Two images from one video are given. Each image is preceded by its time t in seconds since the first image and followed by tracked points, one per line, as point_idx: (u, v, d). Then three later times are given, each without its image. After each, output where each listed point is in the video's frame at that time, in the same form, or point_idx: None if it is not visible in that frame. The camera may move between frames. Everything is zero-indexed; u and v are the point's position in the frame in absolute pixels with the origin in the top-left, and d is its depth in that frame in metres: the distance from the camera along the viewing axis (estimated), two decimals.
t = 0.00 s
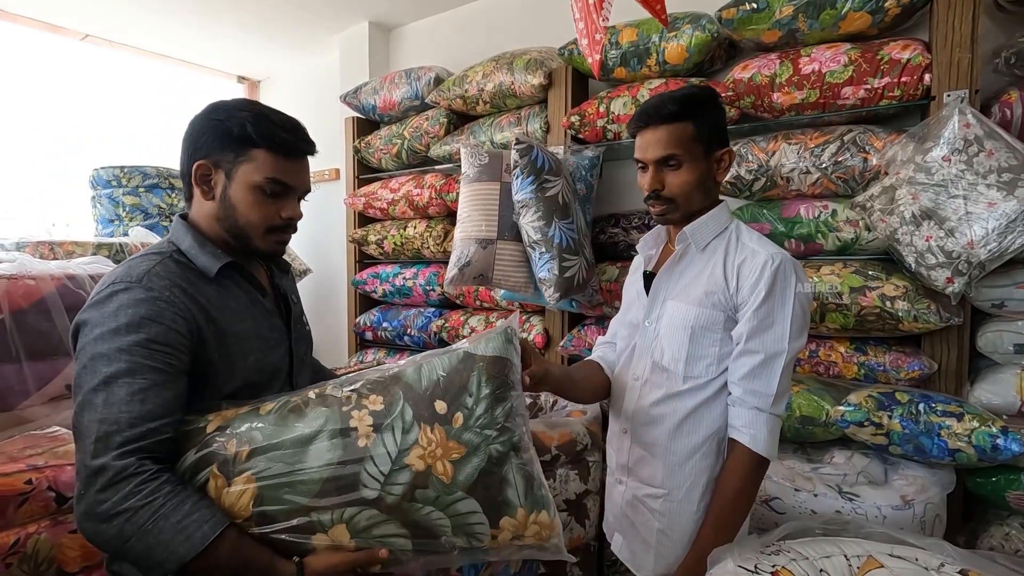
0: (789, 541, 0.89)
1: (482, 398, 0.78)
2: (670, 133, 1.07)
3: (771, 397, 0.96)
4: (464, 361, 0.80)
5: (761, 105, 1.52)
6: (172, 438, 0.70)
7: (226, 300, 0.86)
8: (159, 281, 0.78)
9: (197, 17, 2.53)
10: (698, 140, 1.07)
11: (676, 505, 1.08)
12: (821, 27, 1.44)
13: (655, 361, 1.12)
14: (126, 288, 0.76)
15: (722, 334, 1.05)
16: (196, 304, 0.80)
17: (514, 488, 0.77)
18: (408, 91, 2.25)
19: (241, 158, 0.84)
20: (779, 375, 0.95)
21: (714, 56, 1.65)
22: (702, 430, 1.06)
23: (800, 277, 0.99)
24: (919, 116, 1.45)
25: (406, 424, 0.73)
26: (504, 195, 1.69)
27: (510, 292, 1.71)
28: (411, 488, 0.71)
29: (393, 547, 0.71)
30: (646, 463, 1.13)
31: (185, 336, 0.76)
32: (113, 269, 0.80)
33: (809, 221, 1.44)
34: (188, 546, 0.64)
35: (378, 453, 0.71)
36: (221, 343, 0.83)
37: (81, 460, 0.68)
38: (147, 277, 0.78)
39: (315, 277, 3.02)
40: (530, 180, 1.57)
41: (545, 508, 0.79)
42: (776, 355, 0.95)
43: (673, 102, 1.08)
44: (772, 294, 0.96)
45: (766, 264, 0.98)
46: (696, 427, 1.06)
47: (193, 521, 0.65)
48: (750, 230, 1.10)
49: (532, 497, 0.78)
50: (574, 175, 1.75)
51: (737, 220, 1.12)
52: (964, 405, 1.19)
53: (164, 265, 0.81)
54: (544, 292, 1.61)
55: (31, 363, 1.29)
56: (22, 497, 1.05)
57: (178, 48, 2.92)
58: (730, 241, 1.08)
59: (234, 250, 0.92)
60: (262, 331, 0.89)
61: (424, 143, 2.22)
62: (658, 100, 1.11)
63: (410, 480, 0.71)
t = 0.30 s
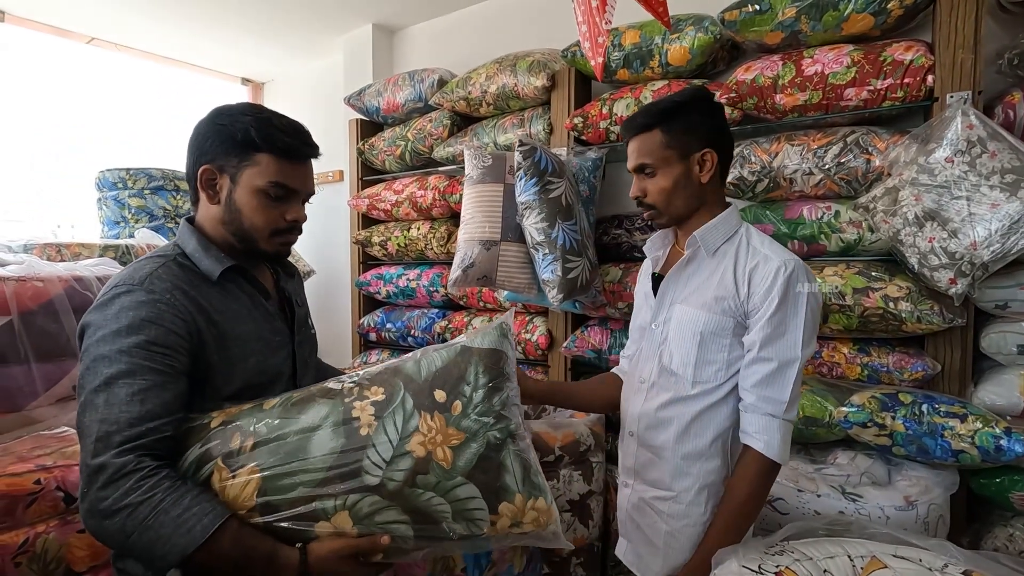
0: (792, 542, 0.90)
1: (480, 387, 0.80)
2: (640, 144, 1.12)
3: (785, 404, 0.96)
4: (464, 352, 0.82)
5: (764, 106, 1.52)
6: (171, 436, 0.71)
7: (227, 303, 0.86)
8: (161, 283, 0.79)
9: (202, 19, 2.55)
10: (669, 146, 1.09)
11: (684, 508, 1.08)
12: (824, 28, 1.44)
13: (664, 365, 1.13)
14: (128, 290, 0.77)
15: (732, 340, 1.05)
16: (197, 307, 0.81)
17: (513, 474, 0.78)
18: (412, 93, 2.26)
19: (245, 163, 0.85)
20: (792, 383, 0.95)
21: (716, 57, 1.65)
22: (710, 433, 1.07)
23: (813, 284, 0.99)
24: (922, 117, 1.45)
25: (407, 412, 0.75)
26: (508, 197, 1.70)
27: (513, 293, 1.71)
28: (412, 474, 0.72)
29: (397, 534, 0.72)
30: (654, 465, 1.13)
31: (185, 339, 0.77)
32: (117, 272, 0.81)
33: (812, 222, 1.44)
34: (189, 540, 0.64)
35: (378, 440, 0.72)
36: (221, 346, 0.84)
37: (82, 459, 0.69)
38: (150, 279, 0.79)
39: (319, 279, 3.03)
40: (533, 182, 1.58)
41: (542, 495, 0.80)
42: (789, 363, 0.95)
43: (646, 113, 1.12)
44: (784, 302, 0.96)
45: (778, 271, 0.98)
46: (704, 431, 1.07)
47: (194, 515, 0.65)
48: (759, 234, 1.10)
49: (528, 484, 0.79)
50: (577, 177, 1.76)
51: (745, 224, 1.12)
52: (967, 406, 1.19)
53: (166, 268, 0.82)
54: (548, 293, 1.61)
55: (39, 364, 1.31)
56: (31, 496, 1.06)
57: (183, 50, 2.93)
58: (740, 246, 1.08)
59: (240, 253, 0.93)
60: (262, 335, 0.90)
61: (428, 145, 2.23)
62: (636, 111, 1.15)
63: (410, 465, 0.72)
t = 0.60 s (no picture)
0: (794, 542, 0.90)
1: (480, 370, 0.81)
2: (631, 150, 1.14)
3: (776, 405, 0.94)
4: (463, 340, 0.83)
5: (766, 107, 1.52)
6: (172, 428, 0.71)
7: (227, 298, 0.87)
8: (161, 279, 0.80)
9: (205, 21, 2.55)
10: (656, 150, 1.11)
11: (677, 507, 1.08)
12: (826, 29, 1.44)
13: (658, 364, 1.14)
14: (129, 285, 0.78)
15: (723, 340, 1.05)
16: (196, 302, 0.82)
17: (514, 453, 0.79)
18: (414, 94, 2.26)
19: (263, 162, 0.86)
20: (782, 384, 0.94)
21: (718, 58, 1.65)
22: (700, 435, 1.07)
23: (803, 283, 0.97)
24: (925, 117, 1.45)
25: (410, 394, 0.75)
26: (510, 198, 1.70)
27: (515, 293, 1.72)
28: (417, 453, 0.72)
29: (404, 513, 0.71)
30: (648, 464, 1.14)
31: (185, 334, 0.77)
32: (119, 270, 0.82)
33: (814, 222, 1.44)
34: (196, 523, 0.64)
35: (383, 420, 0.73)
36: (221, 342, 0.84)
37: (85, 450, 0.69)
38: (150, 275, 0.80)
39: (322, 280, 3.04)
40: (536, 183, 1.58)
41: (542, 474, 0.81)
42: (778, 364, 0.94)
43: (637, 119, 1.14)
44: (770, 301, 0.95)
45: (764, 270, 0.97)
46: (697, 431, 1.07)
47: (200, 499, 0.65)
48: (754, 233, 1.09)
49: (528, 463, 0.80)
50: (579, 177, 1.76)
51: (742, 222, 1.11)
52: (970, 407, 1.19)
53: (166, 264, 0.83)
54: (550, 293, 1.61)
55: (44, 364, 1.31)
56: (36, 496, 1.06)
57: (185, 52, 2.94)
58: (732, 245, 1.08)
59: (245, 251, 0.93)
60: (261, 333, 0.90)
61: (430, 146, 2.24)
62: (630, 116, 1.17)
63: (416, 444, 0.72)
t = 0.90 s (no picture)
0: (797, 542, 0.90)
1: (478, 359, 0.82)
2: (631, 153, 1.15)
3: (761, 405, 0.93)
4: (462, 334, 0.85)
5: (768, 108, 1.52)
6: (172, 419, 0.71)
7: (220, 295, 0.87)
8: (156, 275, 0.80)
9: (207, 22, 2.56)
10: (652, 153, 1.12)
11: (673, 505, 1.09)
12: (828, 29, 1.44)
13: (655, 363, 1.14)
14: (122, 281, 0.79)
15: (715, 340, 1.05)
16: (188, 298, 0.82)
17: (513, 437, 0.80)
18: (416, 95, 2.27)
19: (259, 160, 0.87)
20: (769, 383, 0.93)
21: (720, 59, 1.66)
22: (695, 434, 1.07)
23: (794, 284, 0.97)
24: (927, 118, 1.45)
25: (411, 382, 0.76)
26: (512, 198, 1.70)
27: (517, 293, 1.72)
28: (422, 438, 0.73)
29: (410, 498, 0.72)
30: (645, 463, 1.14)
31: (178, 330, 0.77)
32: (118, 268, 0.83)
33: (817, 223, 1.44)
34: (205, 509, 0.64)
35: (385, 408, 0.73)
36: (216, 338, 0.84)
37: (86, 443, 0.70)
38: (144, 271, 0.81)
39: (324, 280, 3.04)
40: (538, 184, 1.58)
41: (539, 458, 0.82)
42: (764, 363, 0.93)
43: (636, 122, 1.15)
44: (758, 300, 0.95)
45: (753, 269, 0.97)
46: (691, 430, 1.07)
47: (206, 486, 0.65)
48: (751, 234, 1.08)
49: (525, 447, 0.81)
50: (581, 178, 1.76)
51: (739, 224, 1.11)
52: (973, 407, 1.19)
53: (159, 262, 0.83)
54: (552, 294, 1.62)
55: (48, 364, 1.31)
56: (40, 496, 1.06)
57: (188, 53, 2.95)
58: (727, 245, 1.08)
59: (248, 250, 0.94)
60: (255, 331, 0.89)
61: (432, 147, 2.24)
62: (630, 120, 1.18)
63: (421, 430, 0.73)
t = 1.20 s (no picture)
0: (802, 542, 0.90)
1: (479, 368, 0.83)
2: (631, 153, 1.15)
3: (762, 404, 0.93)
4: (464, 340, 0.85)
5: (772, 108, 1.52)
6: (163, 424, 0.71)
7: (219, 296, 0.87)
8: (151, 277, 0.80)
9: (210, 23, 2.57)
10: (653, 154, 1.12)
11: (672, 506, 1.09)
12: (831, 30, 1.44)
13: (654, 364, 1.14)
14: (120, 284, 0.79)
15: (715, 340, 1.05)
16: (187, 299, 0.82)
17: (513, 451, 0.80)
18: (419, 95, 2.27)
19: (261, 159, 0.87)
20: (769, 383, 0.93)
21: (723, 59, 1.66)
22: (695, 434, 1.07)
23: (792, 284, 0.97)
24: (931, 118, 1.45)
25: (409, 390, 0.76)
26: (514, 199, 1.70)
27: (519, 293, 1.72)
28: (416, 448, 0.73)
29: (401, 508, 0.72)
30: (644, 463, 1.14)
31: (174, 332, 0.77)
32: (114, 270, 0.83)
33: (820, 223, 1.44)
34: (189, 516, 0.64)
35: (382, 417, 0.73)
36: (214, 340, 0.84)
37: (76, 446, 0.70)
38: (141, 273, 0.80)
39: (326, 280, 3.05)
40: (541, 184, 1.58)
41: (540, 474, 0.82)
42: (763, 363, 0.93)
43: (637, 123, 1.15)
44: (756, 300, 0.95)
45: (751, 270, 0.97)
46: (691, 429, 1.07)
47: (191, 493, 0.65)
48: (749, 234, 1.08)
49: (526, 461, 0.81)
50: (585, 178, 1.76)
51: (738, 224, 1.11)
52: (977, 407, 1.19)
53: (157, 263, 0.83)
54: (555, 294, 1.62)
55: (52, 364, 1.31)
56: (45, 495, 1.06)
57: (191, 53, 2.95)
58: (726, 246, 1.07)
59: (251, 249, 0.94)
60: (257, 331, 0.89)
61: (434, 147, 2.24)
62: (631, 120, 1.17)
63: (415, 440, 0.73)
